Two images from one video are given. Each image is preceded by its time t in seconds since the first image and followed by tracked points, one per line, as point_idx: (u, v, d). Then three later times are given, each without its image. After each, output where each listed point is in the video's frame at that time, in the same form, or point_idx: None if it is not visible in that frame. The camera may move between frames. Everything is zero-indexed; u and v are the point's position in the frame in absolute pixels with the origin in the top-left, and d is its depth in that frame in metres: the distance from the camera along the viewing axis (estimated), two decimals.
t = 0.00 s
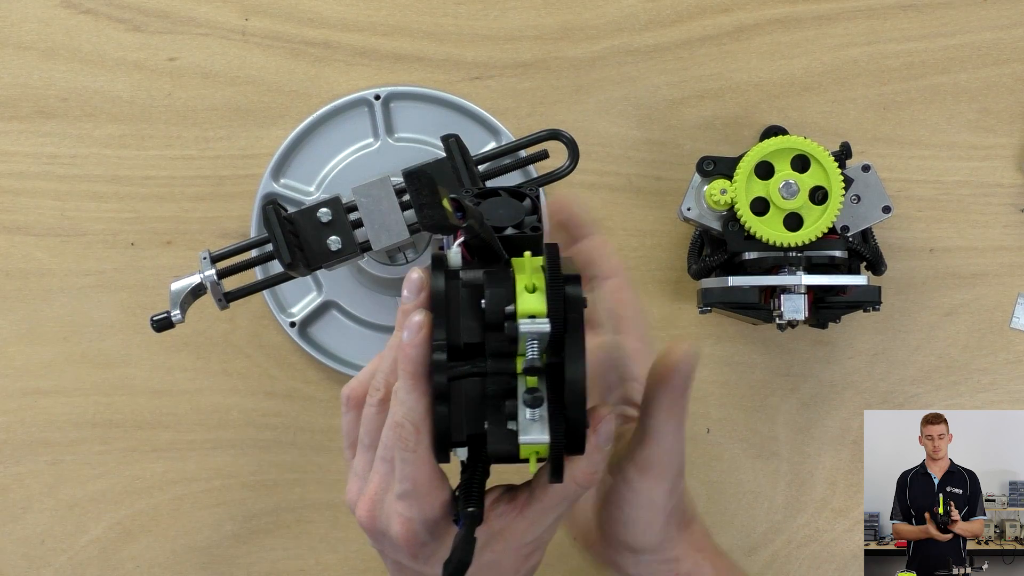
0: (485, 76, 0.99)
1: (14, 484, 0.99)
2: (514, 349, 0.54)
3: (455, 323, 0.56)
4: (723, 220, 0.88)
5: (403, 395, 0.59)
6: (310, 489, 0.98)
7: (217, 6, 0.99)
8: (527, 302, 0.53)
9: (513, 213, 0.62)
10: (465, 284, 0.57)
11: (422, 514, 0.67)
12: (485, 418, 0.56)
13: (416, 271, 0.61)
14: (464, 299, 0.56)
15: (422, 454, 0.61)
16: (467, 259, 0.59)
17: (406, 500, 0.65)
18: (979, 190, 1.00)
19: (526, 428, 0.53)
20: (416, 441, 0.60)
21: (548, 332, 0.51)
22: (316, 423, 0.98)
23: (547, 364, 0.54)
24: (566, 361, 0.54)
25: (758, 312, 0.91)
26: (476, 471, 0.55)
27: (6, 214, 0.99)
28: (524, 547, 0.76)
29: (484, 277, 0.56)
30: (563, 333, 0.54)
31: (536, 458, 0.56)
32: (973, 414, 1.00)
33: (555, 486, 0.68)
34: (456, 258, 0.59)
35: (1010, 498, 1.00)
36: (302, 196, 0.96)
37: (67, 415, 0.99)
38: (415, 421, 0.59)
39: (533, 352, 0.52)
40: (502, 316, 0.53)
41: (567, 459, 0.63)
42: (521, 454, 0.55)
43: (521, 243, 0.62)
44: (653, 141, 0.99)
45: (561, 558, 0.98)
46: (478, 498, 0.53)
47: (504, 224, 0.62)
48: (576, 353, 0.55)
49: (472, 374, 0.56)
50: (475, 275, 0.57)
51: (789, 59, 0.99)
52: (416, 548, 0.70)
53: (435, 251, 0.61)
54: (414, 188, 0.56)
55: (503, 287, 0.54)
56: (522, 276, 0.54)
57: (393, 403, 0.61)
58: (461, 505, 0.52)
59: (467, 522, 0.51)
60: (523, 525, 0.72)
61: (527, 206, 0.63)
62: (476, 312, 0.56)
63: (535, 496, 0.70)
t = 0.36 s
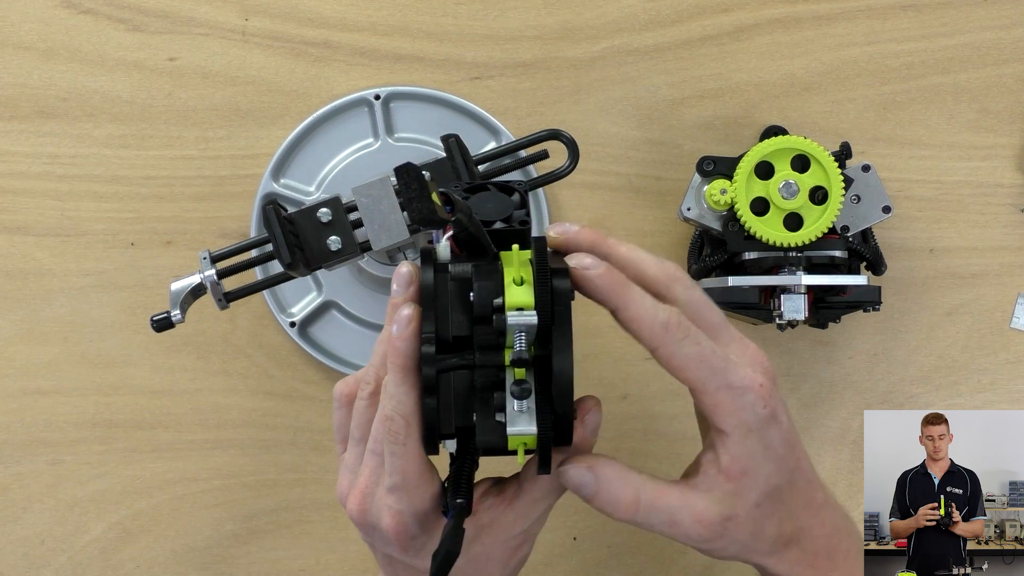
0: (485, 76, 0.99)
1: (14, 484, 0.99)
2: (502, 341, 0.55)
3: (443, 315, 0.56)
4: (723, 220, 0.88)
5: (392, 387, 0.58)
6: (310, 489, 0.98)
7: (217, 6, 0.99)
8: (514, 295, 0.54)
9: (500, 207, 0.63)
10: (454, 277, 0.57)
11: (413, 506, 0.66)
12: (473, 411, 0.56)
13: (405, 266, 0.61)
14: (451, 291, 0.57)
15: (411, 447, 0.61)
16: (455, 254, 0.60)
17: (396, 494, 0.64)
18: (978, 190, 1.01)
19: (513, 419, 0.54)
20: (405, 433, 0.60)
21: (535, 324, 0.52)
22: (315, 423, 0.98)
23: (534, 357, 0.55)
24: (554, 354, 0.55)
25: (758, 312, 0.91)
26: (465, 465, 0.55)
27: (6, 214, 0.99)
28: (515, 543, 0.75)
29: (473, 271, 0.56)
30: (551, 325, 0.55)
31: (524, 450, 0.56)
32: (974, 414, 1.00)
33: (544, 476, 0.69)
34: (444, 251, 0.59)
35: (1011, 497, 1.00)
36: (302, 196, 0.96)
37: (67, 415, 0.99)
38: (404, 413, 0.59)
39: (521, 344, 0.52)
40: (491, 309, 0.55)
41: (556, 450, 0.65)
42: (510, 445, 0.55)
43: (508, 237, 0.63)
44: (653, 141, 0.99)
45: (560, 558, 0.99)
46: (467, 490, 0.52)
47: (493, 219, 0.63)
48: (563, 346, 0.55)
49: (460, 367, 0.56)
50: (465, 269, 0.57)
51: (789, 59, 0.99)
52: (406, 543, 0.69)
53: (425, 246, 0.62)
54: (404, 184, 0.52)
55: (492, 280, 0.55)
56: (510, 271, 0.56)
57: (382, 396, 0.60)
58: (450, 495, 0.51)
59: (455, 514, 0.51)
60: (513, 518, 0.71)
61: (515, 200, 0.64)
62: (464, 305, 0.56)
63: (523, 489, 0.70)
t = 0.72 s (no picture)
0: (485, 76, 0.99)
1: (14, 484, 0.99)
2: (508, 338, 0.55)
3: (449, 312, 0.56)
4: (723, 220, 0.88)
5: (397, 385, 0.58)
6: (310, 489, 0.98)
7: (217, 6, 0.99)
8: (521, 291, 0.55)
9: (507, 209, 0.64)
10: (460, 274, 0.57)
11: (418, 505, 0.66)
12: (479, 407, 0.56)
13: (411, 264, 0.62)
14: (457, 289, 0.56)
15: (416, 445, 0.60)
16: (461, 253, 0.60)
17: (401, 492, 0.64)
18: (978, 190, 1.01)
19: (519, 413, 0.54)
20: (410, 431, 0.60)
21: (542, 318, 0.52)
22: (315, 423, 0.98)
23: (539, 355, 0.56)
24: (560, 352, 0.55)
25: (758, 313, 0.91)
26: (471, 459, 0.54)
27: (6, 213, 0.99)
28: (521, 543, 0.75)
29: (479, 268, 0.57)
30: (557, 322, 0.56)
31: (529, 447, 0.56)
32: (975, 414, 1.00)
33: (549, 475, 0.69)
34: (451, 250, 0.59)
35: (1010, 498, 0.98)
36: (302, 196, 0.96)
37: (67, 415, 0.99)
38: (410, 410, 0.59)
39: (528, 339, 0.53)
40: (498, 305, 0.55)
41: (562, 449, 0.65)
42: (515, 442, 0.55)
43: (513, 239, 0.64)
44: (653, 141, 0.99)
45: (560, 558, 0.99)
46: (472, 488, 0.51)
47: (499, 220, 0.63)
48: (569, 342, 0.56)
49: (465, 363, 0.56)
50: (471, 267, 0.57)
51: (789, 59, 0.99)
52: (411, 541, 0.69)
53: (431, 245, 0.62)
54: (411, 180, 0.51)
55: (498, 277, 0.56)
56: (516, 268, 0.57)
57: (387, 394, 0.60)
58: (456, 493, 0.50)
59: (459, 512, 0.49)
60: (517, 518, 0.71)
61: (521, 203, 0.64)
62: (470, 302, 0.56)
63: (527, 489, 0.70)
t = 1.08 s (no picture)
0: (485, 76, 0.99)
1: (14, 484, 0.99)
2: (515, 325, 0.55)
3: (458, 298, 0.56)
4: (723, 221, 0.88)
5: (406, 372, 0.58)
6: (310, 489, 0.98)
7: (217, 6, 0.99)
8: (528, 276, 0.55)
9: (520, 206, 0.69)
10: (470, 261, 0.57)
11: (425, 495, 0.66)
12: (486, 395, 0.56)
13: (421, 252, 0.62)
14: (466, 276, 0.57)
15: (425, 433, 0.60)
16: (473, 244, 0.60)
17: (408, 481, 0.65)
18: (978, 190, 1.00)
19: (525, 396, 0.54)
20: (418, 418, 0.59)
21: (548, 301, 0.53)
22: (315, 423, 0.98)
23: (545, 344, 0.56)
24: (567, 339, 0.55)
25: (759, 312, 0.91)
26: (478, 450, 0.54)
27: (6, 214, 0.99)
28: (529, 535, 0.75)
29: (489, 256, 0.57)
30: (563, 307, 0.55)
31: (535, 435, 0.56)
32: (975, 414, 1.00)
33: (556, 467, 0.69)
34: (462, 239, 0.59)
35: (1011, 498, 0.97)
36: (302, 196, 0.96)
37: (67, 415, 0.99)
38: (418, 397, 0.58)
39: (534, 321, 0.52)
40: (506, 292, 0.55)
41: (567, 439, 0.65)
42: (522, 430, 0.55)
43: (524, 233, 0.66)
44: (653, 141, 0.99)
45: (560, 557, 0.99)
46: (479, 475, 0.51)
47: (512, 216, 0.69)
48: (576, 330, 0.55)
49: (474, 351, 0.56)
50: (482, 255, 0.57)
51: (789, 59, 0.99)
52: (417, 533, 0.68)
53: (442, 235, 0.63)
54: (421, 162, 0.48)
55: (506, 263, 0.56)
56: (524, 254, 0.57)
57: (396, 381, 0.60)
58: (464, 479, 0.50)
59: (466, 499, 0.49)
60: (526, 510, 0.71)
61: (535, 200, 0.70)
62: (479, 289, 0.56)
63: (535, 482, 0.71)
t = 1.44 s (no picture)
0: (485, 76, 0.99)
1: (14, 484, 0.99)
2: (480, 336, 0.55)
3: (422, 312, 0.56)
4: (723, 221, 0.88)
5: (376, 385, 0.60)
6: (310, 489, 0.98)
7: (217, 6, 0.99)
8: (488, 289, 0.51)
9: (489, 214, 0.59)
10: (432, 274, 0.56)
11: (398, 505, 0.66)
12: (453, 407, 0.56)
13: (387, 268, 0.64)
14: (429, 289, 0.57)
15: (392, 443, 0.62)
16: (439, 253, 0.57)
17: (381, 493, 0.65)
18: (978, 190, 1.00)
19: (489, 410, 0.53)
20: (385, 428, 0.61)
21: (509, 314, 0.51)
22: (315, 423, 0.98)
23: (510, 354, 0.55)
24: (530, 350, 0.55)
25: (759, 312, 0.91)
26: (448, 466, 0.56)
27: (7, 214, 0.99)
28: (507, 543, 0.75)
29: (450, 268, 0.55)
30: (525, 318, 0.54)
31: (503, 445, 0.56)
32: (977, 414, 0.95)
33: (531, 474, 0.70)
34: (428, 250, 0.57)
35: (1011, 498, 0.96)
36: (302, 196, 0.97)
37: (67, 415, 0.99)
38: (384, 408, 0.60)
39: (497, 334, 0.51)
40: (469, 304, 0.54)
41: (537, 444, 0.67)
42: (489, 441, 0.55)
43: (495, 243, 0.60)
44: (653, 141, 0.99)
45: (560, 557, 0.99)
46: (449, 487, 0.54)
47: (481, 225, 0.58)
48: (538, 341, 0.55)
49: (439, 363, 0.56)
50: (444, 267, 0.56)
51: (789, 59, 0.99)
52: (394, 544, 0.69)
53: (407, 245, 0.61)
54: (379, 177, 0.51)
55: (468, 274, 0.54)
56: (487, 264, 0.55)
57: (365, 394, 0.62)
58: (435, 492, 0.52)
59: (435, 511, 0.52)
60: (504, 518, 0.72)
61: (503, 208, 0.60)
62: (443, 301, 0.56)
63: (511, 490, 0.72)
